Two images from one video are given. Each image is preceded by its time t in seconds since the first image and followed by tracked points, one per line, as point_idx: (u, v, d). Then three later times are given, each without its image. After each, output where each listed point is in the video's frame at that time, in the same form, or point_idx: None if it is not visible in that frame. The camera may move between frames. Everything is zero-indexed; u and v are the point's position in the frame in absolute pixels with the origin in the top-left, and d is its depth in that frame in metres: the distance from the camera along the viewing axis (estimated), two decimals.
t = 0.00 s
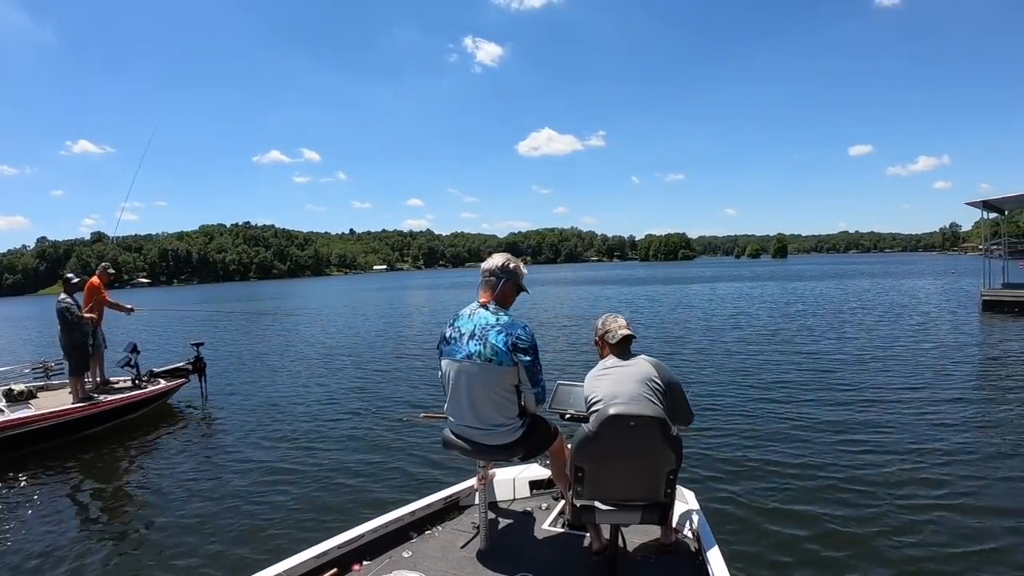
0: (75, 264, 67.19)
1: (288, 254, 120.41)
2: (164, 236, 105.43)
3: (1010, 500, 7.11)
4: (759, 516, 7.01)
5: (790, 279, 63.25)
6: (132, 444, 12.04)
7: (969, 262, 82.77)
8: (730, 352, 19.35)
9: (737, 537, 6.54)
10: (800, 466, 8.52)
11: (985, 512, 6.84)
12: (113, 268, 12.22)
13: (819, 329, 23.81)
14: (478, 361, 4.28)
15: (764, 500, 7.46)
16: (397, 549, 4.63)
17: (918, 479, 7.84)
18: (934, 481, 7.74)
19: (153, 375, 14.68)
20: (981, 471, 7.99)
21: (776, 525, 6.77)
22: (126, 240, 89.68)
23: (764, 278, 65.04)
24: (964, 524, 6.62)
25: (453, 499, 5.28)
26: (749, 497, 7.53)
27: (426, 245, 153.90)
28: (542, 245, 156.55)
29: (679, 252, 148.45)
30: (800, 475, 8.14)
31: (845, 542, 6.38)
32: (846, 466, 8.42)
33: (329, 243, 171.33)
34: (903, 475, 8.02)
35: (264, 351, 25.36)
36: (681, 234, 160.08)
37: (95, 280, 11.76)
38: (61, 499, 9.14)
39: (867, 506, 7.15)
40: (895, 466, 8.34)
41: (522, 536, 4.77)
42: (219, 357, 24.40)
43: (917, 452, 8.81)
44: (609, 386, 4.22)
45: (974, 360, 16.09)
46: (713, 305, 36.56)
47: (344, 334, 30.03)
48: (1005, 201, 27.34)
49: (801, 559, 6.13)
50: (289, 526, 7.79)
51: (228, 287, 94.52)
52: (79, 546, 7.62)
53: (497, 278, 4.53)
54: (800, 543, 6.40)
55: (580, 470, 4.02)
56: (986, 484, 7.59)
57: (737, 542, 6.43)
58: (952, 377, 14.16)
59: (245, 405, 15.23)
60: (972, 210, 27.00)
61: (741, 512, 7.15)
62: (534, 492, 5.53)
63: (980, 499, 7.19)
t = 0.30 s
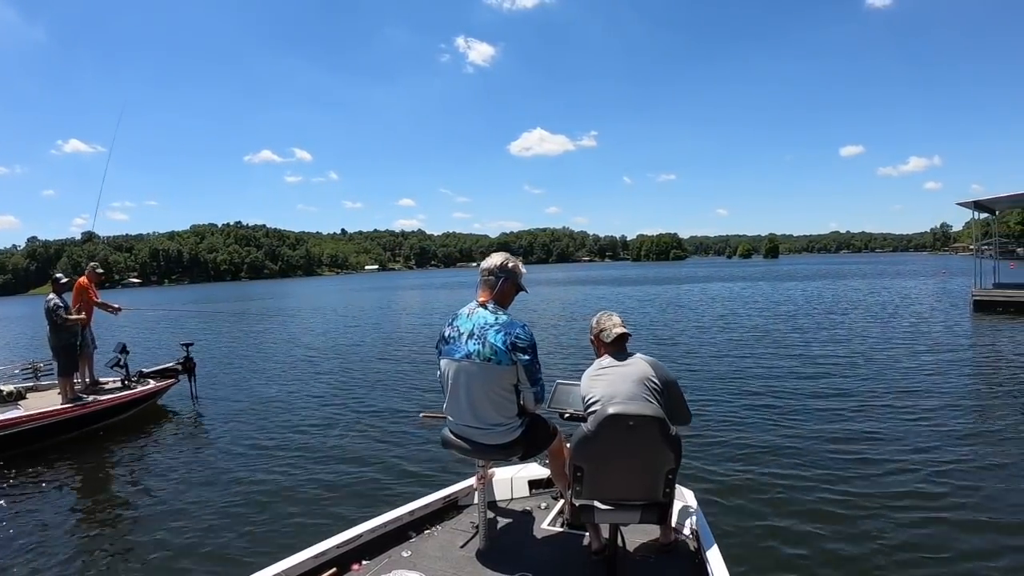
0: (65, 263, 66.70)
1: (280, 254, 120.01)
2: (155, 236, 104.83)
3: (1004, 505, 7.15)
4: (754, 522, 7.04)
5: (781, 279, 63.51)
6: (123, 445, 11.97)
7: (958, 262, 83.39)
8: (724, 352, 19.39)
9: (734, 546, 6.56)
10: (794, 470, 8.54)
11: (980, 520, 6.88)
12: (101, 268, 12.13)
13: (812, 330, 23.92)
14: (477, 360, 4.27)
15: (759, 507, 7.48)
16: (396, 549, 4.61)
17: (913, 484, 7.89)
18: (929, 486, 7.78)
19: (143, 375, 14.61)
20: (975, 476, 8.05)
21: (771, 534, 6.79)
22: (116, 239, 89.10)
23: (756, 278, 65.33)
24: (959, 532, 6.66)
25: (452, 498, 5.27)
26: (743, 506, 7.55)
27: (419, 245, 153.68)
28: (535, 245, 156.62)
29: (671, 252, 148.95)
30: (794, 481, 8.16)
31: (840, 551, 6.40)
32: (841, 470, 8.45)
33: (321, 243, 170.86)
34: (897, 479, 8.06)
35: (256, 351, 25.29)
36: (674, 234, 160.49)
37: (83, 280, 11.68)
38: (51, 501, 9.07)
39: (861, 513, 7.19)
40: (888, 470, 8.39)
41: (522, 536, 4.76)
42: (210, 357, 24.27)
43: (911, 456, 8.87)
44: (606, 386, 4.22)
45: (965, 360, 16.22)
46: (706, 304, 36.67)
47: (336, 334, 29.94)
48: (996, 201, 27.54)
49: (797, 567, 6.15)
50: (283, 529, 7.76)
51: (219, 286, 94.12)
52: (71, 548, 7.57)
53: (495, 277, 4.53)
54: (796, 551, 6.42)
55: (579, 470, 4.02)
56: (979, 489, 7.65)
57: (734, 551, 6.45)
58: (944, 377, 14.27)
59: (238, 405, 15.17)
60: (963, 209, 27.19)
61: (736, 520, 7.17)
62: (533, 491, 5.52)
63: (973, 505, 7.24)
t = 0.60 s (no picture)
0: (56, 264, 66.34)
1: (273, 254, 119.67)
2: (147, 236, 104.37)
3: (998, 507, 7.20)
4: (749, 523, 7.06)
5: (773, 280, 63.87)
6: (114, 445, 11.92)
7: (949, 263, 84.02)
8: (718, 354, 19.44)
9: (731, 545, 6.59)
10: (788, 472, 8.57)
11: (974, 522, 6.93)
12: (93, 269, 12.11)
13: (805, 331, 24.02)
14: (477, 360, 4.27)
15: (755, 508, 7.49)
16: (395, 548, 4.60)
17: (907, 486, 7.92)
18: (922, 488, 7.83)
19: (134, 375, 14.53)
20: (969, 478, 8.10)
21: (767, 537, 6.81)
22: (107, 240, 88.72)
23: (748, 279, 65.65)
24: (954, 534, 6.69)
25: (451, 497, 5.26)
26: (737, 507, 7.57)
27: (413, 246, 153.57)
28: (529, 246, 156.82)
29: (664, 253, 149.50)
30: (789, 483, 8.19)
31: (836, 552, 6.43)
32: (836, 472, 8.48)
33: (315, 244, 170.55)
34: (892, 482, 8.10)
35: (248, 351, 25.22)
36: (668, 234, 160.94)
37: (74, 280, 11.65)
38: (41, 503, 9.01)
39: (856, 515, 7.22)
40: (883, 472, 8.42)
41: (521, 535, 4.76)
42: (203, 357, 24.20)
43: (905, 458, 8.91)
44: (606, 386, 4.22)
45: (957, 362, 16.37)
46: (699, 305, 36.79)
47: (329, 334, 29.93)
48: (988, 203, 27.72)
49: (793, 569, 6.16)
50: (277, 530, 7.74)
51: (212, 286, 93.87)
52: (63, 549, 7.53)
53: (495, 277, 4.53)
54: (792, 553, 6.45)
55: (579, 470, 4.02)
56: (973, 491, 7.70)
57: (731, 550, 6.48)
58: (936, 378, 14.39)
59: (233, 406, 15.12)
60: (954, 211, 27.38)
61: (731, 522, 7.19)
62: (533, 491, 5.52)
63: (967, 507, 7.28)
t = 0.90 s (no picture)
0: (46, 264, 65.78)
1: (266, 254, 119.23)
2: (139, 237, 103.71)
3: (992, 507, 7.22)
4: (745, 524, 7.06)
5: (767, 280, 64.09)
6: (105, 447, 11.84)
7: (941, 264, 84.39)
8: (711, 355, 19.45)
9: (728, 547, 6.61)
10: (783, 473, 8.57)
11: (968, 522, 6.94)
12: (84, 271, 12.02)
13: (798, 332, 24.09)
14: (474, 361, 4.26)
15: (749, 510, 7.49)
16: (392, 549, 4.59)
17: (902, 486, 7.94)
18: (916, 489, 7.84)
19: (124, 377, 14.44)
20: (963, 478, 8.12)
21: (762, 538, 6.81)
22: (98, 240, 88.21)
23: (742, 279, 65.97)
24: (948, 534, 6.71)
25: (450, 497, 5.25)
26: (732, 508, 7.57)
27: (407, 246, 153.32)
28: (523, 247, 156.85)
29: (656, 253, 149.97)
30: (783, 483, 8.19)
31: (830, 553, 6.43)
32: (830, 473, 8.50)
33: (307, 244, 169.89)
34: (886, 482, 8.11)
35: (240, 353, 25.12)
36: (661, 235, 161.27)
37: (64, 282, 11.55)
38: (31, 506, 8.93)
39: (851, 515, 7.23)
40: (877, 472, 8.44)
41: (519, 536, 4.75)
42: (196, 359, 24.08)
43: (899, 458, 8.93)
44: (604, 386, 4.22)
45: (950, 362, 16.45)
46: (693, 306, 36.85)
47: (322, 336, 29.84)
48: (980, 204, 27.84)
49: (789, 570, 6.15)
50: (270, 533, 7.69)
51: (204, 287, 93.51)
52: (54, 552, 7.47)
53: (493, 277, 4.51)
54: (786, 553, 6.46)
55: (576, 470, 4.02)
56: (967, 492, 7.72)
57: (728, 553, 6.49)
58: (929, 379, 14.46)
59: (225, 407, 15.02)
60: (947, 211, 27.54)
61: (727, 522, 7.18)
62: (531, 491, 5.51)
63: (961, 507, 7.30)
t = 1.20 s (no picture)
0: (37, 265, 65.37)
1: (259, 255, 118.82)
2: (131, 238, 103.20)
3: (988, 507, 7.25)
4: (744, 525, 7.08)
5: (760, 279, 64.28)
6: (97, 450, 11.76)
7: (933, 264, 84.84)
8: (706, 355, 19.45)
9: (726, 547, 6.63)
10: (780, 473, 8.57)
11: (965, 522, 6.96)
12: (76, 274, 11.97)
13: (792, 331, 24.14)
14: (474, 361, 4.25)
15: (747, 511, 7.49)
16: (393, 549, 4.58)
17: (898, 486, 7.95)
18: (913, 487, 7.89)
19: (115, 379, 14.35)
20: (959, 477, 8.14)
21: (760, 539, 6.81)
22: (90, 240, 87.82)
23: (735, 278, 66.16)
24: (945, 533, 6.72)
25: (450, 497, 5.24)
26: (729, 509, 7.56)
27: (401, 247, 153.07)
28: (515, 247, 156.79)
29: (649, 253, 150.32)
30: (780, 484, 8.19)
31: (827, 553, 6.44)
32: (827, 473, 8.50)
33: (301, 245, 169.45)
34: (882, 480, 8.14)
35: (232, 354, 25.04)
36: (655, 235, 161.61)
37: (55, 283, 11.51)
38: (22, 509, 8.86)
39: (848, 515, 7.23)
40: (874, 471, 8.48)
41: (520, 536, 4.75)
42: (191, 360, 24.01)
43: (896, 458, 8.94)
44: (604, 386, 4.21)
45: (943, 361, 16.54)
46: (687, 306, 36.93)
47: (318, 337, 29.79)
48: (973, 203, 27.96)
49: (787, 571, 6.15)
50: (268, 534, 7.68)
51: (197, 288, 93.25)
52: (46, 557, 7.42)
53: (493, 277, 4.50)
54: (782, 556, 6.45)
55: (577, 471, 4.01)
56: (964, 491, 7.73)
57: (728, 552, 6.52)
58: (923, 378, 14.54)
59: (221, 409, 14.98)
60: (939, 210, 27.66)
61: (724, 524, 7.18)
62: (531, 491, 5.50)
63: (958, 506, 7.32)
